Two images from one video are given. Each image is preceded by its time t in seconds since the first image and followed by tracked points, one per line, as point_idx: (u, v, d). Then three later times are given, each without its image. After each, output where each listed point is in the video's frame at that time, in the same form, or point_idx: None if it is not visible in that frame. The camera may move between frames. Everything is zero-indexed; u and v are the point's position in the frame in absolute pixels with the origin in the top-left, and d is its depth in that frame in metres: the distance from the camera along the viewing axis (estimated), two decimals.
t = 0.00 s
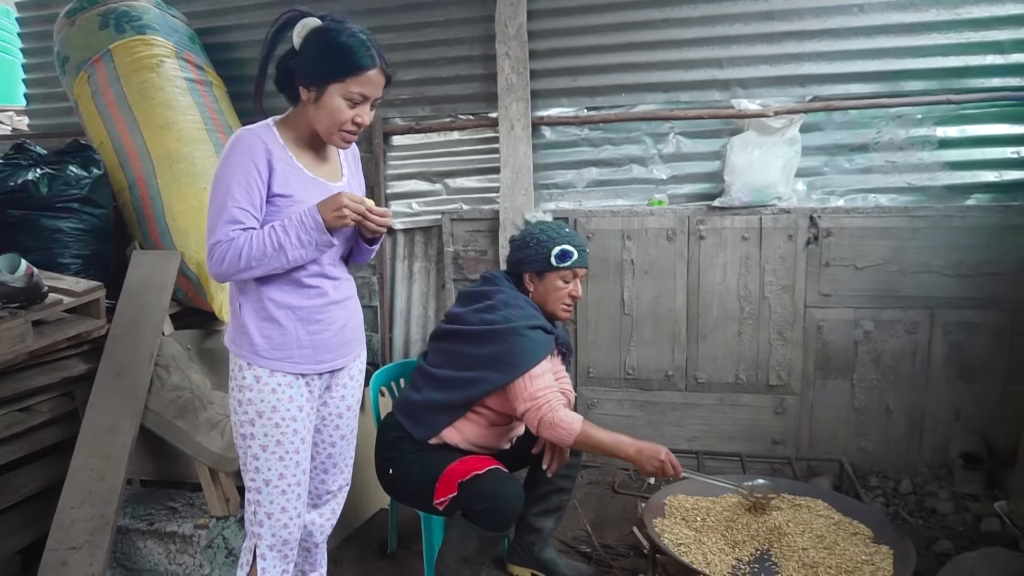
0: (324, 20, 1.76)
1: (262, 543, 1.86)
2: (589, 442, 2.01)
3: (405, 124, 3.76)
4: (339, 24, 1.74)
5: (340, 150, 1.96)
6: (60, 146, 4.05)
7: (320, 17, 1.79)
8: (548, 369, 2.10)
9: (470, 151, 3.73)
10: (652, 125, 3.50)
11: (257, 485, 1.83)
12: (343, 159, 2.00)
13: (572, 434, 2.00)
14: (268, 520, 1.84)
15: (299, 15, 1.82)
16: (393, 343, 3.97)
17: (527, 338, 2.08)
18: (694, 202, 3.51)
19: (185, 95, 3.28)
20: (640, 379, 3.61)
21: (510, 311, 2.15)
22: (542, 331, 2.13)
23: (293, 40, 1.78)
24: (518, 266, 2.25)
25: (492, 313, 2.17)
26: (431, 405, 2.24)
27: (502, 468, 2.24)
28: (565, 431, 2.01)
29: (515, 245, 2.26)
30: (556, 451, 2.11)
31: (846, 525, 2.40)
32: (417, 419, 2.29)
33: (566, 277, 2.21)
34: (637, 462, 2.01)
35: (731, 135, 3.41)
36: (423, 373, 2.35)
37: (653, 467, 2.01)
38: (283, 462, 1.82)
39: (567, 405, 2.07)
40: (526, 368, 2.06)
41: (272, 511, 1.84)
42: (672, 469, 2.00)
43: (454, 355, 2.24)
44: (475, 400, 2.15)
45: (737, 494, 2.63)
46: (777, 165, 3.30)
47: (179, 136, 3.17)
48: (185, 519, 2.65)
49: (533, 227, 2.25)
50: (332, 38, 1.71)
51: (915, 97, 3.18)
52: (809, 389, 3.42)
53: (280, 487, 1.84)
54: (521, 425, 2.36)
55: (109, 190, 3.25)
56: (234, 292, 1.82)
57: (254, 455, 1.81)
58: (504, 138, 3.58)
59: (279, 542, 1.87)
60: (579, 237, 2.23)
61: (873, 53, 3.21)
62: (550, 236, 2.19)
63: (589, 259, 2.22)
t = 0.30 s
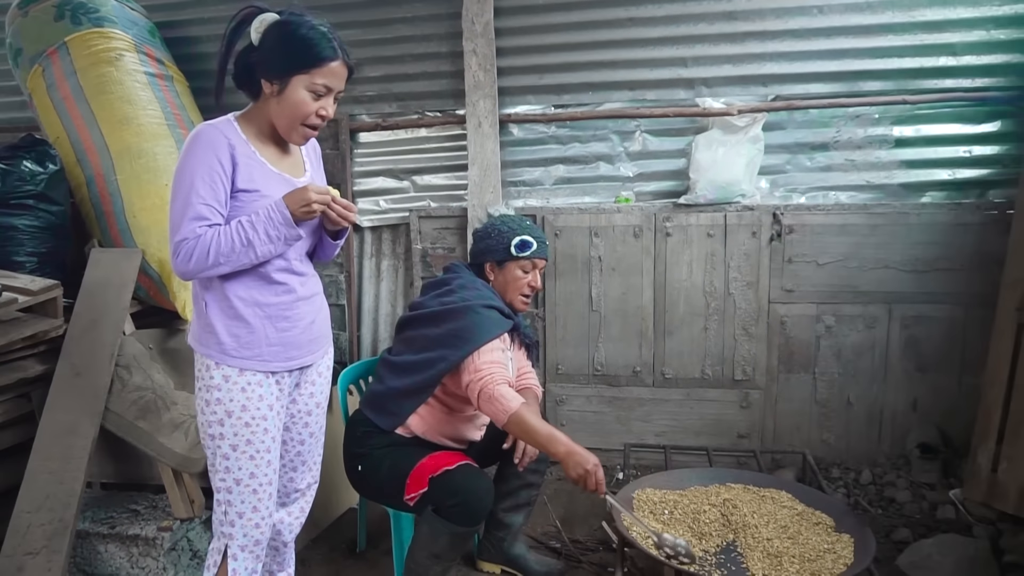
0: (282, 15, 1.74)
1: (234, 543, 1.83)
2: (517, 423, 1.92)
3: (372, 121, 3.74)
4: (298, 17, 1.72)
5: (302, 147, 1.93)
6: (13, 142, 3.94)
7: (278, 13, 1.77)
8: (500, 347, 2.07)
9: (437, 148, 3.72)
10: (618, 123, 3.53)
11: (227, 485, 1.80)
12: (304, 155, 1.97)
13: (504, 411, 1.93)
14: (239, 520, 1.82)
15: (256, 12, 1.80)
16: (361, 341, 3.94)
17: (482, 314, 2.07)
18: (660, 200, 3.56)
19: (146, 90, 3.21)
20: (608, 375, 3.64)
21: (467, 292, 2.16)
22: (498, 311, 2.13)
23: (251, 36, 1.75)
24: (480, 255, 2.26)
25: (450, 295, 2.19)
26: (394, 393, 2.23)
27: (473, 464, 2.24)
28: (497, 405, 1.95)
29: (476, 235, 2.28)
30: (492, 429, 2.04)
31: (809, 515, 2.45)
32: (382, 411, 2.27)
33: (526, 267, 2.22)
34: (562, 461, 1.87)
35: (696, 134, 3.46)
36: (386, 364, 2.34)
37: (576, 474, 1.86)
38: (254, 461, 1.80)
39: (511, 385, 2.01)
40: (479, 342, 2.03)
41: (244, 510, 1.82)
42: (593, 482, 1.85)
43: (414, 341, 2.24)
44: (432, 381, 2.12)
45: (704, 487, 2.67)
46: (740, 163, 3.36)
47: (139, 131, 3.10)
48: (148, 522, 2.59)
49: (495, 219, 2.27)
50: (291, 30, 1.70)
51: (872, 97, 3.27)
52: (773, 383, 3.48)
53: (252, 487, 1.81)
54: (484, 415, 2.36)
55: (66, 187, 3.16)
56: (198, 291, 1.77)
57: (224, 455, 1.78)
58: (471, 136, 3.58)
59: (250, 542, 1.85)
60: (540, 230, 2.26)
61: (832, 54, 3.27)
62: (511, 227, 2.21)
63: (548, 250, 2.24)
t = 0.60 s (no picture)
0: (252, 14, 1.74)
1: (218, 542, 1.82)
2: (501, 426, 1.99)
3: (355, 121, 3.74)
4: (270, 13, 1.73)
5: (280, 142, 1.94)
6: None
7: (251, 12, 1.78)
8: (480, 349, 2.11)
9: (421, 147, 3.73)
10: (601, 123, 3.56)
11: (212, 485, 1.79)
12: (281, 149, 1.98)
13: (484, 415, 1.99)
14: (224, 519, 1.82)
15: (230, 14, 1.80)
16: (345, 341, 3.93)
17: (463, 316, 2.10)
18: (642, 199, 3.59)
19: (125, 88, 3.18)
20: (592, 374, 3.66)
21: (449, 291, 2.18)
22: (479, 311, 2.15)
23: (223, 37, 1.76)
24: (466, 255, 2.27)
25: (432, 295, 2.20)
26: (374, 391, 2.24)
27: (456, 463, 2.24)
28: (480, 412, 2.00)
29: (463, 235, 2.29)
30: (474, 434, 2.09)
31: (790, 510, 2.47)
32: (365, 410, 2.28)
33: (511, 269, 2.23)
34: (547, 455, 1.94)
35: (678, 133, 3.49)
36: (366, 362, 2.35)
37: (562, 466, 1.94)
38: (240, 461, 1.79)
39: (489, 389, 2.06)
40: (462, 343, 2.07)
41: (228, 510, 1.82)
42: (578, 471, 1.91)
43: (394, 340, 2.25)
44: (412, 381, 2.14)
45: (686, 483, 2.70)
46: (721, 162, 3.40)
47: (119, 130, 3.07)
48: (130, 523, 2.57)
49: (484, 219, 2.26)
50: (263, 26, 1.70)
51: (850, 98, 3.32)
52: (754, 380, 3.52)
53: (236, 486, 1.81)
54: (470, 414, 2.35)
55: (45, 186, 3.11)
56: (178, 289, 1.76)
57: (209, 456, 1.77)
58: (455, 135, 3.59)
59: (235, 542, 1.84)
60: (527, 231, 2.25)
61: (811, 55, 3.32)
62: (497, 227, 2.22)
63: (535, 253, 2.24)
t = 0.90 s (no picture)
0: (236, 15, 1.75)
1: (209, 544, 1.82)
2: (527, 432, 2.06)
3: (347, 121, 3.74)
4: (254, 14, 1.74)
5: (266, 142, 1.94)
6: None
7: (234, 12, 1.78)
8: (488, 360, 2.12)
9: (412, 148, 3.73)
10: (592, 124, 3.57)
11: (203, 487, 1.79)
12: (265, 149, 1.98)
13: (509, 423, 2.03)
14: (215, 521, 1.82)
15: (213, 13, 1.80)
16: (336, 341, 3.93)
17: (468, 330, 2.08)
18: (633, 200, 3.60)
19: (115, 88, 3.18)
20: (583, 373, 3.67)
21: (450, 303, 2.15)
22: (482, 322, 2.14)
23: (207, 37, 1.75)
24: (465, 262, 2.26)
25: (433, 304, 2.17)
26: (372, 399, 2.23)
27: (448, 463, 2.25)
28: (504, 421, 2.04)
29: (464, 241, 2.25)
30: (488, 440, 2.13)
31: (779, 508, 2.49)
32: (359, 415, 2.28)
33: (511, 277, 2.24)
34: (574, 452, 2.06)
35: (668, 134, 3.51)
36: (364, 367, 2.33)
37: (589, 458, 2.07)
38: (231, 463, 1.80)
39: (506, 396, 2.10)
40: (467, 359, 2.06)
41: (219, 511, 1.82)
42: (605, 462, 2.06)
43: (396, 349, 2.23)
44: (417, 393, 2.15)
45: (677, 482, 2.72)
46: (711, 163, 3.42)
47: (108, 130, 3.06)
48: (121, 525, 2.57)
49: (483, 224, 2.25)
50: (248, 26, 1.70)
51: (839, 99, 3.35)
52: (744, 379, 3.54)
53: (228, 488, 1.81)
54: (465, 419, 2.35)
55: (34, 186, 3.08)
56: (166, 290, 1.75)
57: (200, 458, 1.77)
58: (446, 135, 3.59)
59: (226, 544, 1.85)
60: (527, 237, 2.25)
61: (799, 57, 3.34)
62: (499, 236, 2.19)
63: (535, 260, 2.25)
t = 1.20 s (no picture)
0: (223, 15, 1.75)
1: (200, 545, 1.83)
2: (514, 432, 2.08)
3: (339, 121, 3.73)
4: (242, 14, 1.74)
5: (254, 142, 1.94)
6: None
7: (221, 12, 1.78)
8: (480, 364, 2.12)
9: (405, 148, 3.73)
10: (584, 124, 3.58)
11: (193, 489, 1.79)
12: (252, 149, 1.98)
13: (497, 427, 2.05)
14: (206, 522, 1.82)
15: (199, 14, 1.80)
16: (329, 342, 3.93)
17: (462, 333, 2.09)
18: (625, 200, 3.61)
19: (107, 88, 3.17)
20: (576, 373, 3.68)
21: (445, 307, 2.15)
22: (477, 326, 2.14)
23: (193, 37, 1.75)
24: (459, 264, 2.26)
25: (428, 307, 2.18)
26: (365, 400, 2.24)
27: (440, 462, 2.25)
28: (491, 425, 2.05)
29: (456, 243, 2.25)
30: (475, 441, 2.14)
31: (770, 506, 2.50)
32: (351, 415, 2.28)
33: (507, 276, 2.23)
34: (560, 445, 2.11)
35: (660, 135, 3.52)
36: (359, 369, 2.33)
37: (575, 449, 2.12)
38: (221, 464, 1.80)
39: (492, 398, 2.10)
40: (460, 363, 2.07)
41: (210, 512, 1.82)
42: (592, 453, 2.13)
43: (390, 351, 2.24)
44: (410, 395, 2.15)
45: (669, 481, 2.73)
46: (703, 163, 3.43)
47: (100, 130, 3.06)
48: (113, 526, 2.56)
49: (474, 225, 2.25)
50: (236, 27, 1.70)
51: (829, 100, 3.37)
52: (736, 379, 3.56)
53: (218, 489, 1.81)
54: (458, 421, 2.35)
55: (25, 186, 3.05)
56: (154, 292, 1.75)
57: (190, 460, 1.77)
58: (439, 136, 3.59)
59: (217, 545, 1.85)
60: (519, 236, 2.25)
61: (790, 58, 3.36)
62: (492, 236, 2.19)
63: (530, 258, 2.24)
